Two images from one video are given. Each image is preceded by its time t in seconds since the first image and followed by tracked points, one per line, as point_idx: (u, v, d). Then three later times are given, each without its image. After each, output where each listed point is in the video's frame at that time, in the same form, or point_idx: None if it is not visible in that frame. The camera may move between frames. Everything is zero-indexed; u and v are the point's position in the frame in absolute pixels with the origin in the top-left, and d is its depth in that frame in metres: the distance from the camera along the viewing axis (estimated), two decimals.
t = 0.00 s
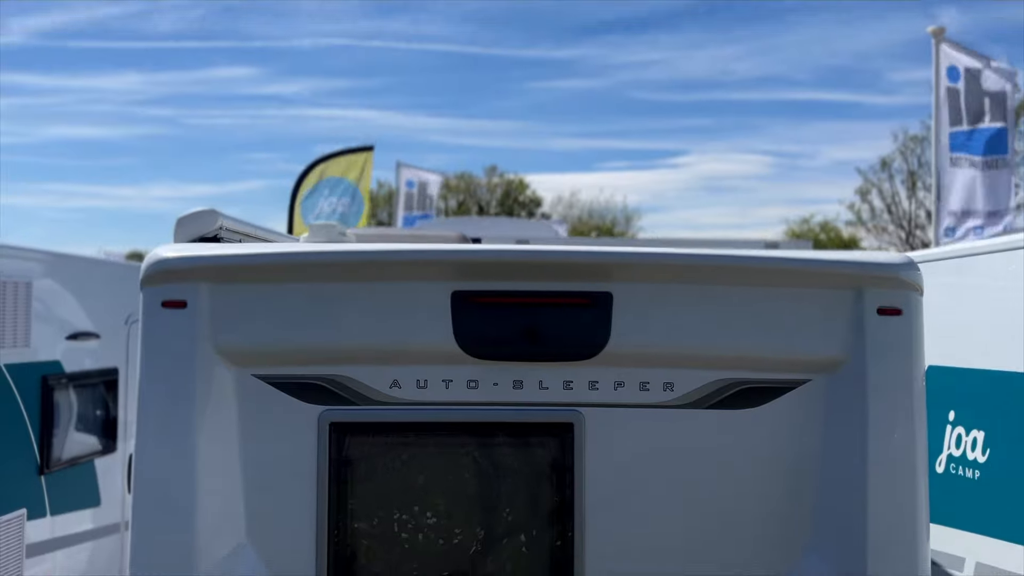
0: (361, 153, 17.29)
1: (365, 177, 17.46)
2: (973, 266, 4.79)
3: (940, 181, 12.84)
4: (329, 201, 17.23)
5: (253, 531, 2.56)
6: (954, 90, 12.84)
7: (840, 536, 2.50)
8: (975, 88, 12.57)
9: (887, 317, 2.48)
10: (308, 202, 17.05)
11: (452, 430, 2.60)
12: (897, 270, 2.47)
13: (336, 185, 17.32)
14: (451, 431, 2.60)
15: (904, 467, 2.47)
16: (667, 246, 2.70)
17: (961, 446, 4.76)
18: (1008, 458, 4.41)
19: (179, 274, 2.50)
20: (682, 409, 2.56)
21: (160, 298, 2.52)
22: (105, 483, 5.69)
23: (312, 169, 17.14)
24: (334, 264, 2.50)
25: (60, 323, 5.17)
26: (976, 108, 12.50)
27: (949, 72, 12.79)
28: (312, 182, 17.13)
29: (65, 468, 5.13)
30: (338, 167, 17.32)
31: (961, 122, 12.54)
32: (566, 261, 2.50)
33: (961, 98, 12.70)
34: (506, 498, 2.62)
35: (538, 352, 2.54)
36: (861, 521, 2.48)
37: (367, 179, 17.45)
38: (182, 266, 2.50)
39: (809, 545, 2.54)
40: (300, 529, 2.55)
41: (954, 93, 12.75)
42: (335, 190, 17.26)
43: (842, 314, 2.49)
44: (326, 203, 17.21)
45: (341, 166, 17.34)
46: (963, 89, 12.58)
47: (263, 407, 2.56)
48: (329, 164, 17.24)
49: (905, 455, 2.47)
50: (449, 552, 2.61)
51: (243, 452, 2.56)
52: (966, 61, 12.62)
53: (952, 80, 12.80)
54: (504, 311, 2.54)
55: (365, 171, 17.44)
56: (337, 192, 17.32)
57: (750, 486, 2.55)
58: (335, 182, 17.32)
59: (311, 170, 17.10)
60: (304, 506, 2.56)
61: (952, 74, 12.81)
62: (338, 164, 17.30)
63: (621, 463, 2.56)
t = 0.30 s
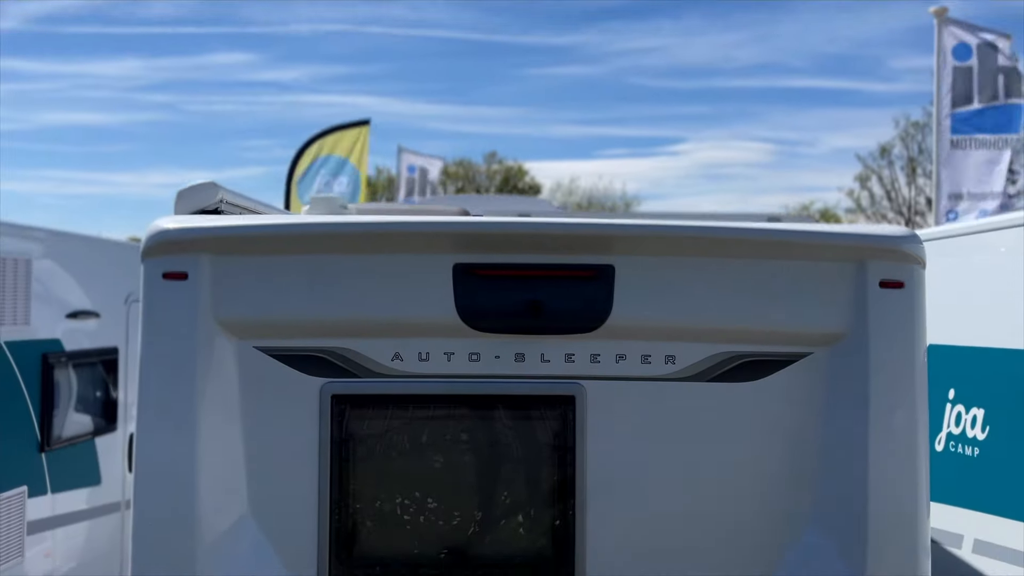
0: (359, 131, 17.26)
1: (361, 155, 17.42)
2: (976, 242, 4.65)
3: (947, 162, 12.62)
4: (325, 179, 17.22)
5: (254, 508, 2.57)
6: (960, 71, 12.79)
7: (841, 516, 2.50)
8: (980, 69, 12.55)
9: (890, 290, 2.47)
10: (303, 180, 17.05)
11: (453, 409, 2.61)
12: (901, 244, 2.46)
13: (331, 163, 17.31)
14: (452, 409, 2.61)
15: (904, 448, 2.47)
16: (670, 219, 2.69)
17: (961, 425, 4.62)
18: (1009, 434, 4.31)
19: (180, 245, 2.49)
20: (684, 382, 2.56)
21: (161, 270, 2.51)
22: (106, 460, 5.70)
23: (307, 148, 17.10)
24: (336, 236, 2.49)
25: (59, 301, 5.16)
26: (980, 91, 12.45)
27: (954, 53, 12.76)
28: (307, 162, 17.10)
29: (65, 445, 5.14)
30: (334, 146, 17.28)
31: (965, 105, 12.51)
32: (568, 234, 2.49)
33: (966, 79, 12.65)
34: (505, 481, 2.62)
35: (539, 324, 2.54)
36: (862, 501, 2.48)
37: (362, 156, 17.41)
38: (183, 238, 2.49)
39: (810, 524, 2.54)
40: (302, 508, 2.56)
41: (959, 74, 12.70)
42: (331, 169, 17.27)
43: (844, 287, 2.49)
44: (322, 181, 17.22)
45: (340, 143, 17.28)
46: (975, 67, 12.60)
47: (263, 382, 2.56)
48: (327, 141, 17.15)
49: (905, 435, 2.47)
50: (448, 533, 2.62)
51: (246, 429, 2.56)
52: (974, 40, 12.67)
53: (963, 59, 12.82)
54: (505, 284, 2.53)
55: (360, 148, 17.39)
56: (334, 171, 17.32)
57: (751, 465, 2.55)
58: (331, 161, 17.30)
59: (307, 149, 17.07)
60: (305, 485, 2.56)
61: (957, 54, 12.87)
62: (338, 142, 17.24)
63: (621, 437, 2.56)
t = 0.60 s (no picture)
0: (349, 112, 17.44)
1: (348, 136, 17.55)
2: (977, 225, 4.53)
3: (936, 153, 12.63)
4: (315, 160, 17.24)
5: (254, 482, 2.58)
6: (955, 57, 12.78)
7: (838, 497, 2.51)
8: (975, 55, 12.51)
9: (889, 265, 2.48)
10: (291, 159, 16.93)
11: (450, 388, 2.62)
12: (900, 219, 2.47)
13: (321, 144, 17.32)
14: (450, 388, 2.62)
15: (901, 431, 2.48)
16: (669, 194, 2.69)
17: (958, 404, 4.57)
18: (1003, 411, 4.23)
19: (180, 219, 2.49)
20: (683, 357, 2.56)
21: (161, 244, 2.51)
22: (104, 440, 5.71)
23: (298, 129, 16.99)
24: (336, 209, 2.49)
25: (57, 280, 5.16)
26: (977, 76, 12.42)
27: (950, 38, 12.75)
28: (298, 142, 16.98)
29: (64, 424, 5.14)
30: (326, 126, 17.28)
31: (962, 90, 12.48)
32: (569, 208, 2.48)
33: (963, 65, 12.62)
34: (501, 467, 2.64)
35: (538, 299, 2.54)
36: (859, 483, 2.49)
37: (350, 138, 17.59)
38: (182, 211, 2.49)
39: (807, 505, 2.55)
40: (301, 485, 2.57)
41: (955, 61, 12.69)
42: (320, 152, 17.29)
43: (844, 262, 2.50)
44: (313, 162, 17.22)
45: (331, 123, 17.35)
46: (967, 56, 12.55)
47: (264, 355, 2.57)
48: (317, 120, 17.18)
49: (903, 419, 2.48)
50: (445, 515, 2.63)
51: (245, 406, 2.57)
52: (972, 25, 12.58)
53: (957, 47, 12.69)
54: (505, 258, 2.53)
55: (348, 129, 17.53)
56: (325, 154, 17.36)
57: (749, 445, 2.56)
58: (320, 142, 17.30)
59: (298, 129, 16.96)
60: (304, 461, 2.57)
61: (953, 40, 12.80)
62: (326, 121, 17.32)
63: (620, 412, 2.56)
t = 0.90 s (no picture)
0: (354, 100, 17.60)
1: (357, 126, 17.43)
2: (967, 202, 4.41)
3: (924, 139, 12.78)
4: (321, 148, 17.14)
5: (254, 453, 2.58)
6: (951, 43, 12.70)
7: (837, 478, 2.52)
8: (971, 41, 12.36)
9: (888, 237, 2.48)
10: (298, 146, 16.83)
11: (448, 366, 2.62)
12: (900, 191, 2.47)
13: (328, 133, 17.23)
14: (448, 367, 2.62)
15: (900, 411, 2.49)
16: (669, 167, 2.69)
17: (956, 382, 4.48)
18: (1001, 388, 4.17)
19: (180, 190, 2.48)
20: (682, 330, 2.56)
21: (160, 215, 2.50)
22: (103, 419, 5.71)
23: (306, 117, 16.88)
24: (336, 180, 2.48)
25: (55, 258, 5.14)
26: (973, 60, 12.37)
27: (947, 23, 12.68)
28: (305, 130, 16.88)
29: (64, 403, 5.14)
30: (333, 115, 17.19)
31: (958, 76, 12.43)
32: (569, 180, 2.48)
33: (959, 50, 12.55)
34: (495, 450, 2.65)
35: (538, 271, 2.54)
36: (857, 462, 2.50)
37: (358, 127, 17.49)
38: (181, 182, 2.48)
39: (807, 483, 2.56)
40: (302, 458, 2.58)
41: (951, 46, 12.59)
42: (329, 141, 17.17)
43: (843, 234, 2.50)
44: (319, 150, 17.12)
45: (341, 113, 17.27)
46: (961, 41, 12.41)
47: (263, 326, 2.57)
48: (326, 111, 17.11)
49: (902, 401, 2.49)
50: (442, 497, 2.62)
51: (245, 380, 2.57)
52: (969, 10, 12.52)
53: (952, 32, 12.57)
54: (505, 231, 2.53)
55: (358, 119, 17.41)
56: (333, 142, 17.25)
57: (749, 424, 2.57)
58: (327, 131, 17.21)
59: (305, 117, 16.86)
60: (305, 435, 2.57)
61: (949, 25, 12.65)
62: (337, 109, 17.25)
63: (620, 384, 2.57)
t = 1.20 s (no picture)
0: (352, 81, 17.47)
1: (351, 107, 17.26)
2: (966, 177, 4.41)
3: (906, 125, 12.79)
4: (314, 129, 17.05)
5: (252, 423, 2.57)
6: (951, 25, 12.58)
7: (834, 456, 2.52)
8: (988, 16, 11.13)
9: (889, 207, 2.47)
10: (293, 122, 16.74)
11: (446, 341, 2.61)
12: (901, 160, 2.45)
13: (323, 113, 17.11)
14: (446, 343, 2.61)
15: (899, 383, 2.48)
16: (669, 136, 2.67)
17: (953, 358, 4.48)
18: (999, 364, 4.16)
19: (176, 157, 2.47)
20: (682, 300, 2.56)
21: (157, 183, 2.48)
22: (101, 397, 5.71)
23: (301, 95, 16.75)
24: (333, 148, 2.46)
25: (51, 234, 5.12)
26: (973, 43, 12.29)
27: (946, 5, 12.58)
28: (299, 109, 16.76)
29: (60, 380, 5.12)
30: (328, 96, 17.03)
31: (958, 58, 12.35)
32: (568, 148, 2.46)
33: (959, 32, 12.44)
34: (493, 422, 2.64)
35: (537, 241, 2.52)
36: (855, 434, 2.50)
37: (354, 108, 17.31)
38: (177, 149, 2.46)
39: (805, 464, 2.56)
40: (300, 430, 2.57)
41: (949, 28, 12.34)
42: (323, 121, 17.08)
43: (844, 204, 2.49)
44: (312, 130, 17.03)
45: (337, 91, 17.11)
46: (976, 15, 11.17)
47: (261, 296, 2.55)
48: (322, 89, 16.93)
49: (901, 372, 2.48)
50: (438, 477, 2.61)
51: (243, 350, 2.56)
52: None
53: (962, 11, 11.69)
54: (504, 200, 2.51)
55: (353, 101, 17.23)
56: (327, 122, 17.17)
57: (748, 395, 2.57)
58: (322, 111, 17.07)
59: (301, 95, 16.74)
60: (303, 406, 2.56)
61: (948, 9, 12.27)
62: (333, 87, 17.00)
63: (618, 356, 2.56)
